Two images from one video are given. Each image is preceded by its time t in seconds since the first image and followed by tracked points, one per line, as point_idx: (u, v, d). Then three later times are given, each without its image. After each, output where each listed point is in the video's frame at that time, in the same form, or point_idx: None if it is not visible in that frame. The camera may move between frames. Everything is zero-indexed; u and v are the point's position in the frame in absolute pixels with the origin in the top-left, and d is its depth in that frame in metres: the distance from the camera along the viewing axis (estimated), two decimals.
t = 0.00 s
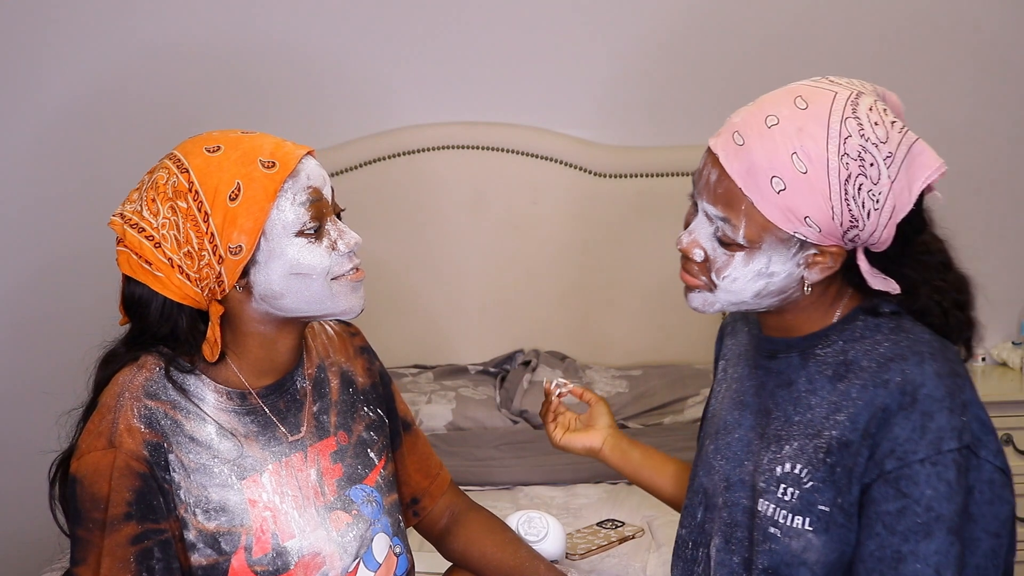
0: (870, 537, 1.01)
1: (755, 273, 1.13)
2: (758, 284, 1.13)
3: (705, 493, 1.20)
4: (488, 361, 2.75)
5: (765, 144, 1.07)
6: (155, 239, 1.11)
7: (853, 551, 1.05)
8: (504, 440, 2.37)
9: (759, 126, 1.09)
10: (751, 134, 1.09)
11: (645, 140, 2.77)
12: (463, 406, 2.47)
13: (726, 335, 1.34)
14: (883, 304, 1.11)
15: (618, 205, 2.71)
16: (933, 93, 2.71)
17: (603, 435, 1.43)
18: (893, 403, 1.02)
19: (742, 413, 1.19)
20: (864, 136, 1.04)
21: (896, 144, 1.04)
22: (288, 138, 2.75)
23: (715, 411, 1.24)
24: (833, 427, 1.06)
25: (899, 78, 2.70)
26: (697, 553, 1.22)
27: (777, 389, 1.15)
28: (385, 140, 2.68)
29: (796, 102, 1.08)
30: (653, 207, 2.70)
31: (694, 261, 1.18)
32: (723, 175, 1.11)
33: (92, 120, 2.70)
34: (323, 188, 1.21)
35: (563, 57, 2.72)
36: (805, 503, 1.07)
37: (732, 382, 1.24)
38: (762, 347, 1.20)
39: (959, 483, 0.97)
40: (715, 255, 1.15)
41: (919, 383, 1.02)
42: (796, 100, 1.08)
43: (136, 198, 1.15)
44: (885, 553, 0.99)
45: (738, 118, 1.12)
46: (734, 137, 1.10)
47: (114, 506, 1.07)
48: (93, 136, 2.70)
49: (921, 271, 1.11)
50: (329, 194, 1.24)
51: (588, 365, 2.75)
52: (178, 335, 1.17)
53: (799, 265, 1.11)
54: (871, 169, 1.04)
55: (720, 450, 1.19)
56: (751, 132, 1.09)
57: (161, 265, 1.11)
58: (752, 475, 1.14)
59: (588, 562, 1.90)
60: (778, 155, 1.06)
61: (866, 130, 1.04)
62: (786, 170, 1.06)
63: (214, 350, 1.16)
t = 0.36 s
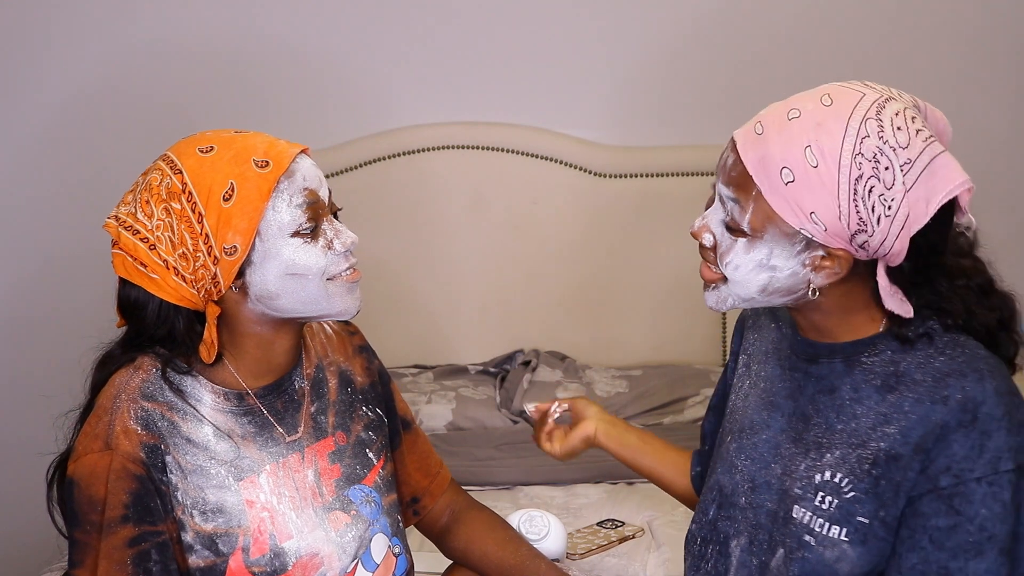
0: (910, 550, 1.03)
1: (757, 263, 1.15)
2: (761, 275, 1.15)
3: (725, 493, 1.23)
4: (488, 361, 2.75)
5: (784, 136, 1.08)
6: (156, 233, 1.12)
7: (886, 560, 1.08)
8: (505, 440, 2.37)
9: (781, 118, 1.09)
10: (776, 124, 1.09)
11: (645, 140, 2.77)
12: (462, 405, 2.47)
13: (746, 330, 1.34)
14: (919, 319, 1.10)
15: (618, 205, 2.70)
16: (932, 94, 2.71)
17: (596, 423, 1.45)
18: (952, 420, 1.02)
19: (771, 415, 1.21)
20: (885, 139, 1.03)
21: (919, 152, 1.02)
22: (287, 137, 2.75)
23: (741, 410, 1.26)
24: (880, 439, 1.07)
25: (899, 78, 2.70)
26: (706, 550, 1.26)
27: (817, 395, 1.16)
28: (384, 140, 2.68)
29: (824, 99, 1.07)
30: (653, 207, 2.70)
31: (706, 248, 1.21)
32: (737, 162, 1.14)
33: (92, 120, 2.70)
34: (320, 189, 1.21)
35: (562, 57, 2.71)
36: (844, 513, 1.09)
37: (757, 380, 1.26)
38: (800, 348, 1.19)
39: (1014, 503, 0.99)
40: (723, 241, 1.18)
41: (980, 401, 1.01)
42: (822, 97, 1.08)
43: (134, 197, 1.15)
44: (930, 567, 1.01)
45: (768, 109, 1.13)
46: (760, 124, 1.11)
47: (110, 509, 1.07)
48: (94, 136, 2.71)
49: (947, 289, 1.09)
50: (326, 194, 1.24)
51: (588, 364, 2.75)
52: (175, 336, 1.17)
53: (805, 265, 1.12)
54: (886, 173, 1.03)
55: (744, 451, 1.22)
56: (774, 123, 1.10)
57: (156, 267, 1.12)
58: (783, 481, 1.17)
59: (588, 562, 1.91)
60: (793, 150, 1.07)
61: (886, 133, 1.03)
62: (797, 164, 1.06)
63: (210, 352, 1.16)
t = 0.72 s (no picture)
0: (914, 552, 1.03)
1: (746, 272, 1.15)
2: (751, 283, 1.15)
3: (731, 491, 1.24)
4: (488, 361, 2.75)
5: (766, 148, 1.07)
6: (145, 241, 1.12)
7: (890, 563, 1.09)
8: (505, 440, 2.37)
9: (767, 128, 1.08)
10: (761, 134, 1.08)
11: (645, 140, 2.77)
12: (463, 406, 2.48)
13: (750, 327, 1.34)
14: (917, 327, 1.10)
15: (618, 206, 2.70)
16: (932, 94, 2.71)
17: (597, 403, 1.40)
18: (960, 424, 1.02)
19: (778, 415, 1.22)
20: (866, 151, 1.01)
21: (901, 164, 1.00)
22: (286, 137, 2.76)
23: (747, 410, 1.26)
24: (887, 442, 1.07)
25: (899, 78, 2.70)
26: (712, 547, 1.27)
27: (825, 397, 1.15)
28: (384, 140, 2.68)
29: (808, 110, 1.06)
30: (653, 208, 2.70)
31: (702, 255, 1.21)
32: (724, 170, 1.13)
33: (93, 121, 2.71)
34: (315, 190, 1.22)
35: (562, 56, 2.71)
36: (850, 516, 1.09)
37: (767, 378, 1.26)
38: (807, 351, 1.18)
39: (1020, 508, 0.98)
40: (714, 247, 1.18)
41: (988, 406, 1.01)
42: (809, 107, 1.06)
43: (129, 198, 1.15)
44: (934, 569, 1.01)
45: (755, 118, 1.11)
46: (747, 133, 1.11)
47: (107, 509, 1.07)
48: (95, 136, 2.71)
49: (951, 292, 1.09)
50: (324, 195, 1.24)
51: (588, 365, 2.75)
52: (173, 337, 1.17)
53: (793, 274, 1.11)
54: (865, 187, 1.02)
55: (749, 449, 1.23)
56: (759, 133, 1.09)
57: (153, 267, 1.12)
58: (787, 482, 1.17)
59: (588, 562, 1.91)
60: (774, 162, 1.06)
61: (867, 147, 1.01)
62: (778, 176, 1.06)
63: (207, 352, 1.16)
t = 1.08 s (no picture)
0: (910, 554, 1.03)
1: (732, 280, 1.15)
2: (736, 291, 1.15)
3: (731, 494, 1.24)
4: (487, 361, 2.75)
5: (743, 156, 1.08)
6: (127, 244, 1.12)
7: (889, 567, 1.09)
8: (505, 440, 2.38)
9: (744, 135, 1.10)
10: (738, 142, 1.10)
11: (645, 140, 2.78)
12: (463, 405, 2.48)
13: (747, 334, 1.34)
14: (909, 330, 1.09)
15: (618, 205, 2.71)
16: (932, 94, 2.71)
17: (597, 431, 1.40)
18: (953, 426, 1.02)
19: (775, 419, 1.22)
20: (838, 155, 1.01)
21: (875, 166, 0.99)
22: (287, 137, 2.76)
23: (745, 414, 1.27)
24: (882, 445, 1.08)
25: (899, 78, 2.70)
26: (714, 550, 1.28)
27: (821, 401, 1.16)
28: (384, 140, 2.68)
29: (784, 116, 1.07)
30: (653, 207, 2.70)
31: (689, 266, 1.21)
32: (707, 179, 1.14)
33: (93, 121, 2.71)
34: (312, 189, 1.22)
35: (562, 56, 2.72)
36: (847, 519, 1.10)
37: (762, 382, 1.26)
38: (802, 355, 1.19)
39: (1016, 507, 0.98)
40: (701, 257, 1.18)
41: (981, 406, 1.00)
42: (784, 113, 1.07)
43: (124, 201, 1.15)
44: (931, 570, 1.01)
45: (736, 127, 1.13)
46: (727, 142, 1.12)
47: (107, 506, 1.07)
48: (95, 136, 2.71)
49: (942, 293, 1.07)
50: (320, 194, 1.24)
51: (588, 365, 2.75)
52: (171, 336, 1.17)
53: (779, 279, 1.12)
54: (840, 191, 1.01)
55: (747, 454, 1.24)
56: (737, 141, 1.10)
57: (151, 269, 1.12)
58: (784, 486, 1.17)
59: (588, 561, 1.91)
60: (750, 170, 1.07)
61: (841, 150, 1.01)
62: (755, 183, 1.07)
63: (207, 351, 1.17)
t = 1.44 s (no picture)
0: (901, 552, 1.03)
1: (727, 276, 1.15)
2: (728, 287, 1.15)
3: (724, 497, 1.24)
4: (487, 362, 2.75)
5: (748, 153, 1.07)
6: (126, 244, 1.12)
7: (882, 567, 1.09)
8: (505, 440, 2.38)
9: (750, 133, 1.08)
10: (744, 138, 1.08)
11: (645, 141, 2.78)
12: (463, 405, 2.48)
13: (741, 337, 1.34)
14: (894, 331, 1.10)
15: (618, 205, 2.71)
16: (932, 94, 2.71)
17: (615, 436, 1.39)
18: (938, 422, 1.02)
19: (765, 421, 1.22)
20: (847, 161, 1.01)
21: (882, 174, 1.00)
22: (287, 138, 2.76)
23: (736, 417, 1.27)
24: (871, 443, 1.08)
25: (899, 78, 2.70)
26: (702, 557, 1.27)
27: (810, 401, 1.16)
28: (384, 140, 2.68)
29: (792, 116, 1.06)
30: (653, 207, 2.70)
31: (682, 257, 1.21)
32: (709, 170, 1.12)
33: (93, 121, 2.71)
34: (310, 185, 1.22)
35: (562, 56, 2.71)
36: (838, 520, 1.10)
37: (752, 386, 1.27)
38: (790, 355, 1.19)
39: (1003, 501, 0.98)
40: (697, 250, 1.18)
41: (963, 401, 1.01)
42: (792, 113, 1.06)
43: (124, 200, 1.16)
44: (922, 569, 1.01)
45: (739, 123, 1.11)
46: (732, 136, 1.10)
47: (107, 509, 1.07)
48: (95, 137, 2.71)
49: (932, 295, 1.08)
50: (318, 190, 1.24)
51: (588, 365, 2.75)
52: (169, 334, 1.17)
53: (774, 279, 1.11)
54: (846, 196, 1.01)
55: (739, 458, 1.23)
56: (742, 138, 1.08)
57: (148, 265, 1.12)
58: (777, 487, 1.17)
59: (588, 562, 1.91)
60: (757, 168, 1.06)
61: (848, 156, 1.01)
62: (759, 182, 1.06)
63: (204, 349, 1.16)
